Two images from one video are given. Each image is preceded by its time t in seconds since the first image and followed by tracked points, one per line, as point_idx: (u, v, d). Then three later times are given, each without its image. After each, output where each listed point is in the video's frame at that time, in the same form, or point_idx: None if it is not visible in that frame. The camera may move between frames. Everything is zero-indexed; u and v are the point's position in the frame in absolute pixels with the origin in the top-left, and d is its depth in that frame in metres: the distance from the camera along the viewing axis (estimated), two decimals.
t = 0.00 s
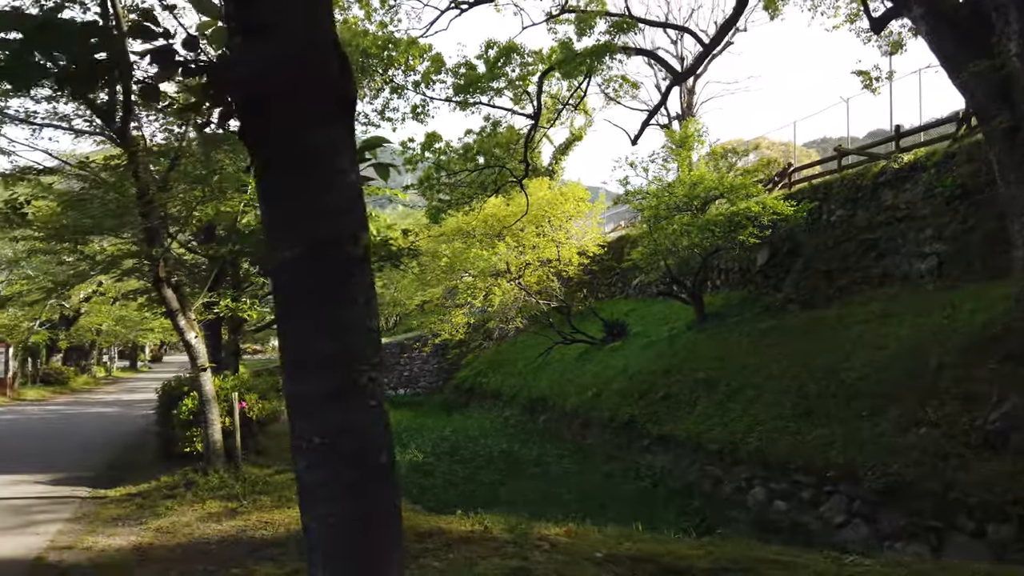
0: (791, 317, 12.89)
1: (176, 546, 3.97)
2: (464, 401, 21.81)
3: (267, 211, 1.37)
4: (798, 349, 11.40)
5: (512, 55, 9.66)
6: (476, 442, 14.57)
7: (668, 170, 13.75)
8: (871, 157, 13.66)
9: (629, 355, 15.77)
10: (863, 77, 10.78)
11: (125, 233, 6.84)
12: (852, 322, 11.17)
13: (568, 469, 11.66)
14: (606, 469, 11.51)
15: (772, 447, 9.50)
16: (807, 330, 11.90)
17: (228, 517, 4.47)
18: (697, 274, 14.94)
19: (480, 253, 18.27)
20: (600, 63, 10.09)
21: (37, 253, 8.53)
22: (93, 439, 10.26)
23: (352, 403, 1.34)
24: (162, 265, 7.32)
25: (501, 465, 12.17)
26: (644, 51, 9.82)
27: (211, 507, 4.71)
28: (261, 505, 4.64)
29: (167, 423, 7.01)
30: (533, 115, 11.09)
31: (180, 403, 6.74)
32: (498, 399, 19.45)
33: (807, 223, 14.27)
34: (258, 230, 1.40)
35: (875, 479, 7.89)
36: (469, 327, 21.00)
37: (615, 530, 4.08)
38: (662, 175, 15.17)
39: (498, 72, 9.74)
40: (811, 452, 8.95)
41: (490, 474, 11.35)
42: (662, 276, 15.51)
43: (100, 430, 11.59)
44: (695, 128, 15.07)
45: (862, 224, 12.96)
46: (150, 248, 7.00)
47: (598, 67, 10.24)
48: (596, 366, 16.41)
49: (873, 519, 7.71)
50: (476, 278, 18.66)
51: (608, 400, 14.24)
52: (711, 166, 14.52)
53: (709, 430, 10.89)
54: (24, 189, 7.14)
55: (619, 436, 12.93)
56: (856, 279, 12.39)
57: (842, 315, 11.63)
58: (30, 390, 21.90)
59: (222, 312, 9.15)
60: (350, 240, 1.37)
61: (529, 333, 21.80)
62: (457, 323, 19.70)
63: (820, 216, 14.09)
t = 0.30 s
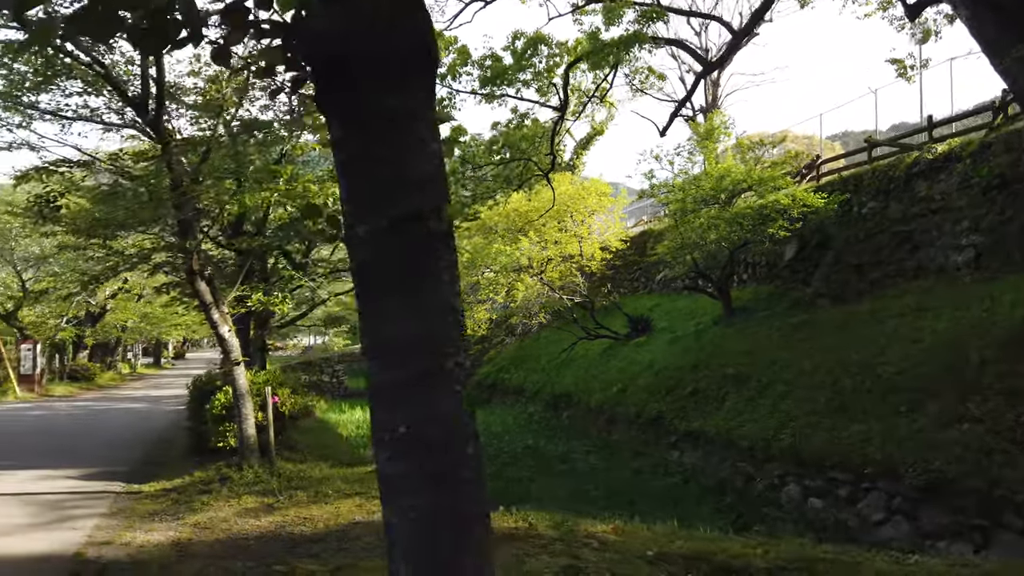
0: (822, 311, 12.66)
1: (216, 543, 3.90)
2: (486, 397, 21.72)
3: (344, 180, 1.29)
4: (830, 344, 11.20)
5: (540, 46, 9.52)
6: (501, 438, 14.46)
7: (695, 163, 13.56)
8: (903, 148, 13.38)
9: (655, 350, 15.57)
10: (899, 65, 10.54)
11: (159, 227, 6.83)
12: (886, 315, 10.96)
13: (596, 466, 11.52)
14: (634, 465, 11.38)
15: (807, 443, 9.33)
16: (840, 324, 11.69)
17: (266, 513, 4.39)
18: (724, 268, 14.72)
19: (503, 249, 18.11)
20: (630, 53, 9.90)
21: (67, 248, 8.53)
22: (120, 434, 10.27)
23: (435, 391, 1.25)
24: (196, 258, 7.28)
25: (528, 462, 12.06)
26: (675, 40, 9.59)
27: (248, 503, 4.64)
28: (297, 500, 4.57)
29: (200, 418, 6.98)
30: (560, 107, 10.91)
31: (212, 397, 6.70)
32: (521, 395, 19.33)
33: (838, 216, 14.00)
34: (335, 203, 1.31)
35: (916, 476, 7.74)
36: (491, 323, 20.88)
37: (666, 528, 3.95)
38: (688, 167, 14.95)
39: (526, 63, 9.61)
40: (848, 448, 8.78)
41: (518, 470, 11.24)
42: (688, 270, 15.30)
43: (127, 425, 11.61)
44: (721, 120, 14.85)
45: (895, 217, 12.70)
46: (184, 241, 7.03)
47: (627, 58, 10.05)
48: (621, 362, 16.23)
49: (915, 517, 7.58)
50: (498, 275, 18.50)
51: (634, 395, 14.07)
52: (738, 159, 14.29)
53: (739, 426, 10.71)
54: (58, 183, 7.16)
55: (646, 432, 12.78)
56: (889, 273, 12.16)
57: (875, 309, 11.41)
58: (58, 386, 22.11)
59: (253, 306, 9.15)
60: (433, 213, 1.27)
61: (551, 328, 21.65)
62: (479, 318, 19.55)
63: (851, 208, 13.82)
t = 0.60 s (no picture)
0: (850, 305, 12.46)
1: (249, 542, 3.82)
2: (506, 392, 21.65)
3: (427, 162, 1.25)
4: (860, 339, 11.00)
5: (565, 37, 9.36)
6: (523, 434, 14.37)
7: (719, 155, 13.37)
8: (933, 139, 13.10)
9: (677, 345, 15.39)
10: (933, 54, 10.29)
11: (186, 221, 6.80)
12: (918, 310, 10.75)
13: (621, 462, 11.39)
14: (660, 462, 11.24)
15: (838, 440, 9.18)
16: (869, 319, 11.48)
17: (297, 512, 4.30)
18: (749, 262, 14.52)
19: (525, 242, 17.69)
20: (656, 43, 9.70)
21: (91, 243, 8.49)
22: (143, 430, 10.25)
23: (522, 385, 1.18)
24: (224, 252, 7.22)
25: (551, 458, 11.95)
26: (702, 29, 9.39)
27: (279, 500, 4.57)
28: (329, 498, 4.47)
29: (227, 414, 6.92)
30: (585, 99, 10.73)
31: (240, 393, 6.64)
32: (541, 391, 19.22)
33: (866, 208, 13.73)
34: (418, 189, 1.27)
35: (954, 473, 7.61)
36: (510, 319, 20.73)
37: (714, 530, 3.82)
38: (711, 160, 14.73)
39: (551, 54, 9.46)
40: (881, 445, 8.63)
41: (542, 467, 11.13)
42: (711, 264, 15.09)
43: (150, 421, 11.61)
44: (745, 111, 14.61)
45: (926, 209, 12.45)
46: (212, 234, 6.86)
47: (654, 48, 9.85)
48: (643, 357, 16.06)
49: (952, 516, 7.46)
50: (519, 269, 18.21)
51: (658, 391, 13.92)
52: (764, 151, 14.06)
53: (767, 422, 10.55)
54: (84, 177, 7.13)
55: (670, 429, 12.63)
56: (919, 266, 11.94)
57: (905, 303, 11.21)
58: (80, 382, 22.26)
59: (279, 301, 9.10)
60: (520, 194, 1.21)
61: (571, 324, 21.52)
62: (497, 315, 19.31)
63: (879, 200, 13.56)
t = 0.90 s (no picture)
0: (873, 298, 12.25)
1: (271, 541, 3.70)
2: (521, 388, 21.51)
3: (492, 128, 1.18)
4: (885, 332, 10.79)
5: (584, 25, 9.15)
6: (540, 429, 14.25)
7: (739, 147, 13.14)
8: (957, 129, 12.83)
9: (695, 340, 15.21)
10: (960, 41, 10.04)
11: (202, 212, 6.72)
12: (944, 303, 10.54)
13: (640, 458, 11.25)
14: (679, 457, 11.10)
15: (864, 435, 9.00)
16: (893, 311, 11.27)
17: (320, 509, 4.18)
18: (768, 255, 14.30)
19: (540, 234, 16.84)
20: (677, 30, 9.48)
21: (107, 237, 8.41)
22: (160, 425, 10.19)
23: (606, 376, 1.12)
24: (241, 244, 7.11)
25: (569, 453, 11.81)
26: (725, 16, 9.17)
27: (301, 497, 4.46)
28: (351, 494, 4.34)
29: (244, 410, 6.82)
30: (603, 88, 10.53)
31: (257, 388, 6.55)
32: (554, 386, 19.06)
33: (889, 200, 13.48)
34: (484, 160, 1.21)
35: (986, 470, 7.44)
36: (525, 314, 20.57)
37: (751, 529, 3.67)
38: (730, 151, 14.50)
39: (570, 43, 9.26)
40: (909, 441, 8.46)
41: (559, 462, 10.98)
42: (729, 257, 14.89)
43: (165, 417, 11.56)
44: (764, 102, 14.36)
45: (950, 200, 12.21)
46: (230, 226, 6.78)
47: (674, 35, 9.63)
48: (661, 352, 15.90)
49: (984, 513, 7.30)
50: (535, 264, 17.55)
51: (676, 386, 13.74)
52: (784, 142, 13.82)
53: (790, 417, 10.37)
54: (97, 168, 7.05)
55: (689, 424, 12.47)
56: (944, 259, 11.72)
57: (931, 296, 10.99)
58: (96, 378, 22.32)
59: (296, 294, 9.00)
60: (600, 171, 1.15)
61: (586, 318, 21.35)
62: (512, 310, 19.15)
63: (902, 191, 13.31)
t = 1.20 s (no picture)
0: (895, 290, 12.05)
1: (292, 540, 3.56)
2: (534, 382, 21.31)
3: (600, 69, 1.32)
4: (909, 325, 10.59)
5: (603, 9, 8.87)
6: (555, 424, 14.08)
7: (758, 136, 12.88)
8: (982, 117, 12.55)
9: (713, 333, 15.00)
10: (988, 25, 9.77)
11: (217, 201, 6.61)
12: (970, 294, 10.33)
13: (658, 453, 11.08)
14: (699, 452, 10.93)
15: (890, 430, 8.82)
16: (917, 303, 11.07)
17: (340, 507, 4.02)
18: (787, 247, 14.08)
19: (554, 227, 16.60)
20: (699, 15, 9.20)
21: (119, 229, 8.29)
22: (172, 421, 10.07)
23: (725, 357, 1.23)
24: (257, 233, 6.99)
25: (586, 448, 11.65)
26: None
27: (320, 494, 4.31)
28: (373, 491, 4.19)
29: (261, 404, 6.68)
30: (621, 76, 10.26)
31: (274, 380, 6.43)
32: (568, 380, 18.87)
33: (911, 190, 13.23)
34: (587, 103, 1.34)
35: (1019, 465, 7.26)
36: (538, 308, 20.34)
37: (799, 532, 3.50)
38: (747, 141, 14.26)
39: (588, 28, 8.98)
40: (937, 435, 8.28)
41: (577, 457, 10.81)
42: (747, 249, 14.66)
43: (178, 412, 11.44)
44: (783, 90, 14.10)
45: (975, 190, 11.97)
46: (246, 213, 6.71)
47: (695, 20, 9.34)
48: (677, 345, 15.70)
49: (1018, 509, 7.13)
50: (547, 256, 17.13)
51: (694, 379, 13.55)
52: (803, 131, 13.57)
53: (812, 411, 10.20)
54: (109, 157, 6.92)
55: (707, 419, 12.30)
56: (969, 249, 11.49)
57: (956, 287, 10.78)
58: (108, 373, 22.29)
59: (311, 287, 8.84)
60: (722, 145, 1.27)
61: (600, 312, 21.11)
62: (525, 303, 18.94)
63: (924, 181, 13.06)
